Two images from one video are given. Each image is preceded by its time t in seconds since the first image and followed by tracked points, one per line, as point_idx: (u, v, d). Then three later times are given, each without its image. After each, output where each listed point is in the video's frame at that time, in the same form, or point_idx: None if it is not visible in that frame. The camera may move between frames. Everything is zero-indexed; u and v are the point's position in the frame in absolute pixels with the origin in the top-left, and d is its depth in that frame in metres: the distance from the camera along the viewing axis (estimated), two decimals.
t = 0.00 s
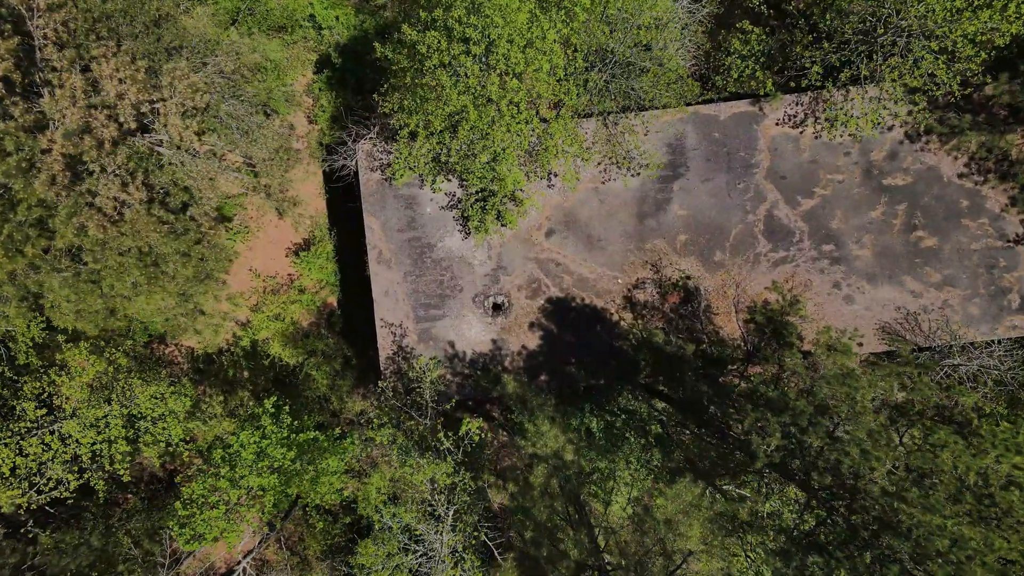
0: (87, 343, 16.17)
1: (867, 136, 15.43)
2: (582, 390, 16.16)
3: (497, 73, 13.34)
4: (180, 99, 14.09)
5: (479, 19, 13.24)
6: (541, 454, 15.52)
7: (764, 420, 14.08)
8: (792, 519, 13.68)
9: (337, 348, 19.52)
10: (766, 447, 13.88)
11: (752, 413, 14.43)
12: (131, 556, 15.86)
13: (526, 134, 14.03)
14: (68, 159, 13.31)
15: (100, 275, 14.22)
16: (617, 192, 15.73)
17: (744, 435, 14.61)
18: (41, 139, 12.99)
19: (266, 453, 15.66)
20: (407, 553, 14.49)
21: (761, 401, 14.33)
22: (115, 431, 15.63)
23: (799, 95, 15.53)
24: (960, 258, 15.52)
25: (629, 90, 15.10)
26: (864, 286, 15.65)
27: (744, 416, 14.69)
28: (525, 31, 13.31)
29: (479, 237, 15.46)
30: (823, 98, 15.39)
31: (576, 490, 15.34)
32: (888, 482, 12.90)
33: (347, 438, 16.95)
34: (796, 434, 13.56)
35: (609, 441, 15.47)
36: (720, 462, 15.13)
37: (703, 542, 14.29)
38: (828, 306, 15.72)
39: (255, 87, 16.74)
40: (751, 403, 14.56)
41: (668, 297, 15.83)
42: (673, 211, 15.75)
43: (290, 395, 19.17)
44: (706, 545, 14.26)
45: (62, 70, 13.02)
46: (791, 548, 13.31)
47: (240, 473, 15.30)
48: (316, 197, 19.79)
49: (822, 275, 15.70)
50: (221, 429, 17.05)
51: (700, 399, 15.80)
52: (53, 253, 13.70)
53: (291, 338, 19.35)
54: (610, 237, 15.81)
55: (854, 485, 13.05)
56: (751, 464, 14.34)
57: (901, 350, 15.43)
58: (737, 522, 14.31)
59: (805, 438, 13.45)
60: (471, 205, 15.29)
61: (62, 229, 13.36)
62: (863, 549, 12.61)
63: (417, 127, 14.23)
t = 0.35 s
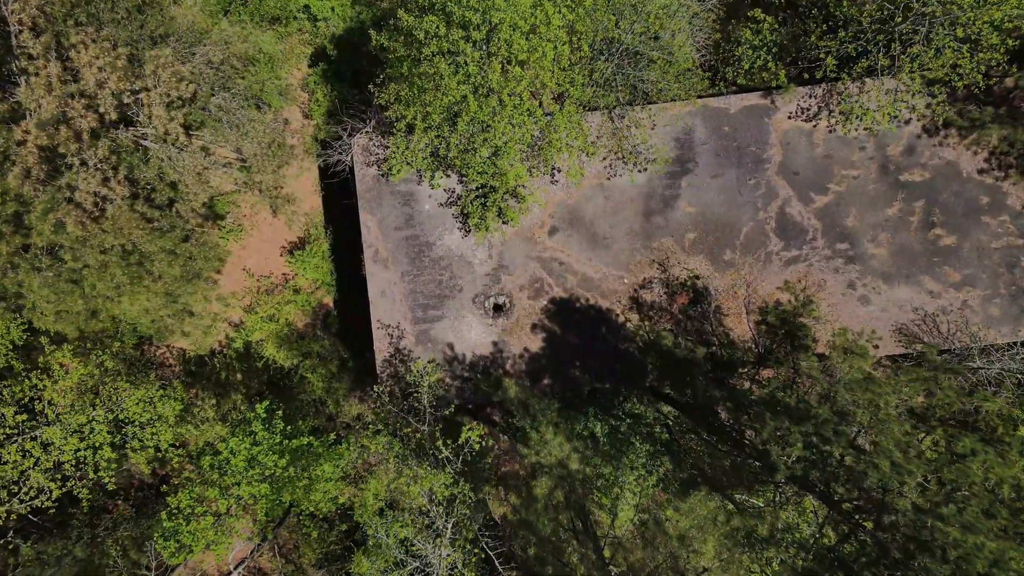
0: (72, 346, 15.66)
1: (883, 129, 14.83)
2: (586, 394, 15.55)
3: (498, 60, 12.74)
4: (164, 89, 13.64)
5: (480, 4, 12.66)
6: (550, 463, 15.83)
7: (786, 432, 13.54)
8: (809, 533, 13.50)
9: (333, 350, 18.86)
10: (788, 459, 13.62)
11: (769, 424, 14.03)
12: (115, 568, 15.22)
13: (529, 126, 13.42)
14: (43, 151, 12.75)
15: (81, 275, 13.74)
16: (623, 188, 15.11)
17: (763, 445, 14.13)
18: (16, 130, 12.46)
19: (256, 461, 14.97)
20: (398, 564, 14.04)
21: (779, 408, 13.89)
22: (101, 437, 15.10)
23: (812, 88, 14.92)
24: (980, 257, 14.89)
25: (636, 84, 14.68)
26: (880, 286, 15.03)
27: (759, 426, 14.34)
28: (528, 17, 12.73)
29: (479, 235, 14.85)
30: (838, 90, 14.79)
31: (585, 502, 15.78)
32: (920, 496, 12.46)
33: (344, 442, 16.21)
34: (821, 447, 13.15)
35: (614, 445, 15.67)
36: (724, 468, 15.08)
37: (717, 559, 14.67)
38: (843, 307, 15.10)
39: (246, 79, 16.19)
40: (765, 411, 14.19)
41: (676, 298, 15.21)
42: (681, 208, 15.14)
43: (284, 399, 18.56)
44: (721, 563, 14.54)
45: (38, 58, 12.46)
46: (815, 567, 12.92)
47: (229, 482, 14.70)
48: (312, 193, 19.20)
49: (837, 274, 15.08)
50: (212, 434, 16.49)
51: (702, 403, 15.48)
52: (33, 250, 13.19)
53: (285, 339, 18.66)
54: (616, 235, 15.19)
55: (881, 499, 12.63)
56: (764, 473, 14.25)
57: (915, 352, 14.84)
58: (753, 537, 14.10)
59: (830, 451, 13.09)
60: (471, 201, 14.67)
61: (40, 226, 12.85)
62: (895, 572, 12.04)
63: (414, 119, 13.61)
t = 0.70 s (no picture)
0: (53, 350, 15.22)
1: (896, 124, 14.23)
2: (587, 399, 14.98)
3: (495, 48, 12.14)
4: (145, 80, 13.04)
5: None
6: (548, 472, 14.53)
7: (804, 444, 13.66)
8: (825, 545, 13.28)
9: (326, 352, 18.28)
10: (805, 474, 13.42)
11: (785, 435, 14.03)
12: None
13: (528, 120, 12.87)
14: (10, 143, 12.36)
15: (57, 279, 13.22)
16: (626, 185, 14.52)
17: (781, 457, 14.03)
18: None
19: (244, 471, 14.42)
20: None
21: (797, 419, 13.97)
22: (82, 445, 14.60)
23: (823, 81, 14.32)
24: (997, 257, 14.28)
25: (638, 79, 14.22)
26: (893, 288, 14.44)
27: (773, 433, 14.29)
28: (527, 4, 12.21)
29: (476, 234, 14.26)
30: (850, 83, 14.20)
31: (587, 515, 14.46)
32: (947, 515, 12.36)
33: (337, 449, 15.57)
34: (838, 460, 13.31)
35: (616, 451, 14.72)
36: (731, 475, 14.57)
37: None
38: (855, 309, 14.51)
39: (232, 72, 15.67)
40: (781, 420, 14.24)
41: (681, 300, 14.62)
42: (686, 206, 14.55)
43: (276, 404, 17.98)
44: None
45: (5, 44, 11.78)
46: None
47: (215, 494, 14.13)
48: (305, 191, 18.61)
49: (849, 276, 14.49)
50: (199, 442, 15.91)
51: (708, 408, 15.09)
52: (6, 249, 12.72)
53: (277, 342, 18.08)
54: (618, 234, 14.60)
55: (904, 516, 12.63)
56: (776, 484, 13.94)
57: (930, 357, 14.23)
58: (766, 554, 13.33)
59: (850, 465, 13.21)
60: (468, 199, 14.09)
61: (10, 224, 12.24)
62: None
63: (408, 113, 13.01)
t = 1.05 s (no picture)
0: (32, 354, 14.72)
1: (915, 119, 13.64)
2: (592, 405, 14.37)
3: (496, 36, 11.55)
4: (125, 71, 12.59)
5: None
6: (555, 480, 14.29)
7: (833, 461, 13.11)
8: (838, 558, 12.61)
9: (321, 355, 17.66)
10: (830, 492, 12.94)
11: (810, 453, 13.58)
12: None
13: (532, 113, 12.28)
14: None
15: (35, 277, 12.69)
16: (633, 182, 13.91)
17: (808, 475, 13.51)
18: None
19: (232, 481, 13.80)
20: None
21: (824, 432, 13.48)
22: (64, 453, 14.12)
23: (838, 73, 13.73)
24: (1021, 257, 13.66)
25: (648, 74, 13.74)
26: (911, 289, 13.83)
27: (795, 447, 14.01)
28: None
29: (477, 233, 13.66)
30: (866, 75, 13.61)
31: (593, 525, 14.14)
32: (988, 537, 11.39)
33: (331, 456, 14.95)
34: (868, 475, 12.68)
35: (623, 459, 14.35)
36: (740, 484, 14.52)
37: None
38: (871, 311, 13.90)
39: (221, 64, 15.07)
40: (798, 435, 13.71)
41: (690, 301, 14.02)
42: (695, 204, 13.94)
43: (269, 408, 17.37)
44: None
45: None
46: None
47: (202, 505, 13.49)
48: (300, 190, 17.99)
49: (865, 276, 13.89)
50: (188, 450, 15.30)
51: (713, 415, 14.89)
52: None
53: (270, 345, 17.44)
54: (625, 233, 13.99)
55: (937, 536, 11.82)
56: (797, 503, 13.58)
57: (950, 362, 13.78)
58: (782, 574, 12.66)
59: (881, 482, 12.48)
60: (467, 197, 13.48)
61: None
62: None
63: (405, 104, 12.44)
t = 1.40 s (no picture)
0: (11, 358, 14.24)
1: (935, 112, 13.03)
2: (597, 411, 13.76)
3: (495, 23, 10.99)
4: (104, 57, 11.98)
5: None
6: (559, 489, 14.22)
7: (863, 475, 12.91)
8: None
9: (316, 358, 17.04)
10: (862, 510, 12.71)
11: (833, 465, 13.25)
12: None
13: (536, 105, 11.70)
14: None
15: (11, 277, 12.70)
16: (640, 178, 13.30)
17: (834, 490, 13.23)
18: None
19: (219, 492, 13.16)
20: None
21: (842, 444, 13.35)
22: (44, 462, 13.57)
23: (855, 63, 13.13)
24: None
25: (660, 61, 13.42)
26: (931, 290, 13.21)
27: (818, 459, 13.59)
28: None
29: (476, 231, 13.05)
30: (884, 66, 13.01)
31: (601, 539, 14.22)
32: None
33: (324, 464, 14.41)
34: (900, 492, 12.55)
35: (628, 465, 14.46)
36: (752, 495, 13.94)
37: None
38: (890, 313, 13.27)
39: (209, 56, 14.90)
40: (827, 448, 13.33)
41: (700, 303, 13.40)
42: (705, 200, 13.33)
43: (262, 413, 16.79)
44: None
45: None
46: None
47: (186, 517, 12.88)
48: (294, 187, 17.36)
49: (882, 276, 13.27)
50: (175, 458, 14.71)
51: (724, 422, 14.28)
52: None
53: (264, 346, 16.73)
54: (632, 231, 13.39)
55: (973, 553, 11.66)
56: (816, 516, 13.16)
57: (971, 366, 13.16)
58: None
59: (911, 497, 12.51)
60: (467, 193, 12.88)
61: None
62: None
63: (401, 95, 11.96)
